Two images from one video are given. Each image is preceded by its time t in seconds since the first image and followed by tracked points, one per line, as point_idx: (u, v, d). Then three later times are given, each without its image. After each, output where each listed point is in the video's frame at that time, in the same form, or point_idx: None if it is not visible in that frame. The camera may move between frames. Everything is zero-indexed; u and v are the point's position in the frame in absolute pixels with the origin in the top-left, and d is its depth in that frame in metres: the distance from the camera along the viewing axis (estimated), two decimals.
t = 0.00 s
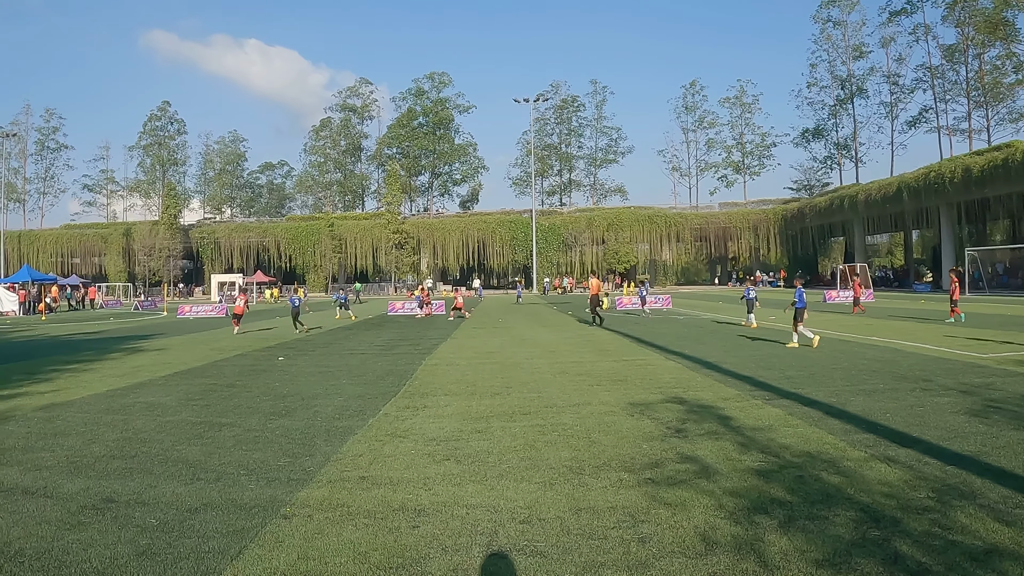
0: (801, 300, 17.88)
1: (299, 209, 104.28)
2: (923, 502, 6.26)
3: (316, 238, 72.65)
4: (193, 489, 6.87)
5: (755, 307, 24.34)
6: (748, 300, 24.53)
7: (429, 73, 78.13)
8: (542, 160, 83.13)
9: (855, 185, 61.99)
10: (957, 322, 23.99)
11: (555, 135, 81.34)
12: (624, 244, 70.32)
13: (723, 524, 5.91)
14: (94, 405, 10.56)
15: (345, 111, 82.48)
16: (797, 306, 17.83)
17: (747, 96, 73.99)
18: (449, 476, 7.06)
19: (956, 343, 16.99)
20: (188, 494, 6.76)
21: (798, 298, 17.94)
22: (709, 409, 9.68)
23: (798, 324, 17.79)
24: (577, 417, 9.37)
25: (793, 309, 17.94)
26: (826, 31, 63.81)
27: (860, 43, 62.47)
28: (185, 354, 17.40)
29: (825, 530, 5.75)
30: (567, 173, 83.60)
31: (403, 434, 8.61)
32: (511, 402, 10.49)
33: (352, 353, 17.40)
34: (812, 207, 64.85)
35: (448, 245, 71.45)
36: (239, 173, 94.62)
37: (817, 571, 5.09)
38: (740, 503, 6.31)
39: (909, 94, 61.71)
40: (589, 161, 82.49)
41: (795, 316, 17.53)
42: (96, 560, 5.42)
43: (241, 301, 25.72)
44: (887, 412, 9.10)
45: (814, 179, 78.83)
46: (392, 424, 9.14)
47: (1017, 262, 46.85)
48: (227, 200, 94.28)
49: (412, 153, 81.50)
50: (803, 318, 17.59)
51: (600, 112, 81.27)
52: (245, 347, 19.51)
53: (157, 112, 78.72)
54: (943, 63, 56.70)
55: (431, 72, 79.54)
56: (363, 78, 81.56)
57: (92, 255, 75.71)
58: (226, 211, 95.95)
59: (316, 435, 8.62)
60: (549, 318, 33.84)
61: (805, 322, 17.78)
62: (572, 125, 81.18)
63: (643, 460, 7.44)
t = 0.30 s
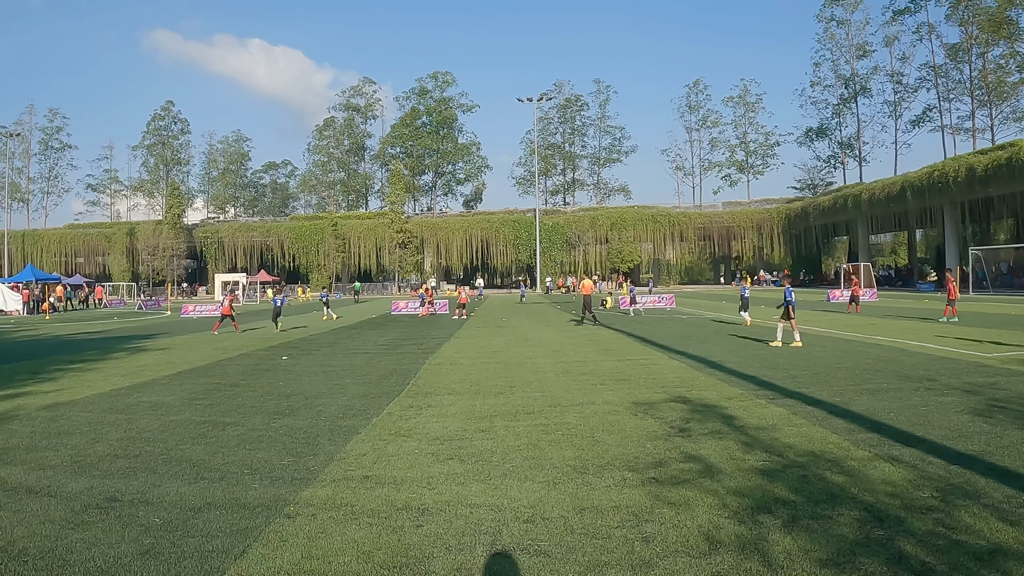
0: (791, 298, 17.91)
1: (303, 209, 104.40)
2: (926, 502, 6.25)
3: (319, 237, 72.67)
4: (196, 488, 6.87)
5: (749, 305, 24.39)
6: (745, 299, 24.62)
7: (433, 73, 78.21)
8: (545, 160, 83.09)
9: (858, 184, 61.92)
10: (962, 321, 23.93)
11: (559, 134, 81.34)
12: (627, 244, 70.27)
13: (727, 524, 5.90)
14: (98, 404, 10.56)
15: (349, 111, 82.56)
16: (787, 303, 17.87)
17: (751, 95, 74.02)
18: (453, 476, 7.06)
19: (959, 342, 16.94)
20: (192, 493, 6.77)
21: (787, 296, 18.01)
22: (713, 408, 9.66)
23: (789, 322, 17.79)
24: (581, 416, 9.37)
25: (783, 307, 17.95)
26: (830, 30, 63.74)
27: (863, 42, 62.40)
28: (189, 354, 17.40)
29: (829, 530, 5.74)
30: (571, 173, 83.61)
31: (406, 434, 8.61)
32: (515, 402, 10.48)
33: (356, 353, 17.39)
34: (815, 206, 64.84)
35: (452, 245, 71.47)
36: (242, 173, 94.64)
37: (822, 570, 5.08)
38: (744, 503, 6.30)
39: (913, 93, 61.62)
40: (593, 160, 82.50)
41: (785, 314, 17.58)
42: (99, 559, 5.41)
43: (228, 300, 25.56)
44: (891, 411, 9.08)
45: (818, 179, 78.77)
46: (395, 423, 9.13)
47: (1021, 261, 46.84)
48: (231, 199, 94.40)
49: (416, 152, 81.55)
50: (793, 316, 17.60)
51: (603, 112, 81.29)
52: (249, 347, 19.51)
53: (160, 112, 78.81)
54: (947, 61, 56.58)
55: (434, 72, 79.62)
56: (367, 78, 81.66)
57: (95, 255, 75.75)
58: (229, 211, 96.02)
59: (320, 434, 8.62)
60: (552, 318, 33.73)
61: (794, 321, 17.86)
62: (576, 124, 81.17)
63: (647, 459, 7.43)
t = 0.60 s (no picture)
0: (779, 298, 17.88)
1: (309, 209, 104.58)
2: (933, 502, 6.24)
3: (326, 237, 72.84)
4: (203, 488, 6.88)
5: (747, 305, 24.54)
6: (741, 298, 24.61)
7: (439, 73, 78.31)
8: (552, 160, 83.11)
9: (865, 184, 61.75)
10: (969, 321, 23.84)
11: (565, 134, 81.35)
12: (634, 243, 70.31)
13: (734, 524, 5.89)
14: (105, 404, 10.58)
15: (355, 111, 82.70)
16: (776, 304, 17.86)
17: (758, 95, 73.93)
18: (459, 475, 7.08)
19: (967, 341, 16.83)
20: (198, 493, 6.77)
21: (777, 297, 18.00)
22: (720, 408, 9.64)
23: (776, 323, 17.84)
24: (587, 416, 9.36)
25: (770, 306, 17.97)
26: (836, 29, 63.57)
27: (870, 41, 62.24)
28: (195, 354, 17.42)
29: (836, 530, 5.73)
30: (577, 172, 83.60)
31: (413, 434, 8.61)
32: (522, 402, 10.47)
33: (362, 353, 17.40)
34: (822, 206, 64.67)
35: (459, 245, 71.56)
36: (249, 173, 94.78)
37: (828, 571, 5.07)
38: (751, 502, 6.29)
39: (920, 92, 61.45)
40: (599, 160, 82.49)
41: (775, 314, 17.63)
42: (106, 559, 5.42)
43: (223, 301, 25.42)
44: (898, 411, 9.06)
45: (825, 178, 78.60)
46: (402, 423, 9.14)
47: None
48: (238, 199, 94.55)
49: (422, 152, 81.64)
50: (781, 316, 17.63)
51: (610, 111, 81.24)
52: (255, 347, 19.51)
53: (167, 112, 79.03)
54: (953, 60, 56.41)
55: (440, 72, 79.74)
56: (373, 78, 81.78)
57: (102, 255, 75.88)
58: (236, 211, 96.23)
59: (327, 434, 8.64)
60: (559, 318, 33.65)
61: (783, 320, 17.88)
62: (582, 124, 81.17)
63: (654, 459, 7.43)
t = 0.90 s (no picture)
0: (774, 297, 17.96)
1: (321, 208, 104.84)
2: (946, 502, 6.20)
3: (338, 237, 73.09)
4: (215, 486, 6.91)
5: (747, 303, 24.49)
6: (740, 296, 24.58)
7: (451, 72, 78.41)
8: (563, 159, 83.07)
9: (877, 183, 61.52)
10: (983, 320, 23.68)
11: (576, 133, 81.31)
12: (646, 242, 70.28)
13: (747, 523, 5.88)
14: (117, 403, 10.61)
15: (367, 110, 82.89)
16: (773, 304, 17.83)
17: (769, 93, 73.76)
18: (472, 475, 7.07)
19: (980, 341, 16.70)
20: (211, 491, 6.80)
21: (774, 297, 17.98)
22: (732, 408, 9.59)
23: (774, 322, 17.91)
24: (599, 416, 9.34)
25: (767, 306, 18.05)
26: (848, 27, 63.29)
27: (882, 39, 61.97)
28: (207, 353, 17.45)
29: (848, 529, 5.72)
30: (589, 171, 83.54)
31: (425, 433, 8.62)
32: (534, 401, 10.46)
33: (373, 352, 17.39)
34: (834, 204, 64.46)
35: (470, 244, 71.65)
36: (261, 172, 95.01)
37: (841, 570, 5.05)
38: (763, 502, 6.28)
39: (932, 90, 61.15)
40: (611, 158, 82.44)
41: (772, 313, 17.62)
42: (119, 557, 5.44)
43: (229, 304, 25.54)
44: (911, 410, 9.02)
45: (837, 177, 78.33)
46: (414, 422, 9.13)
47: None
48: (250, 199, 94.79)
49: (434, 152, 81.72)
50: (779, 315, 17.71)
51: (621, 110, 81.16)
52: (267, 346, 19.54)
53: (179, 112, 79.40)
54: (965, 58, 56.14)
55: (452, 71, 79.87)
56: (384, 77, 81.96)
57: (114, 254, 76.14)
58: (247, 210, 96.51)
59: (339, 433, 8.65)
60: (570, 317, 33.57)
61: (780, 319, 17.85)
62: (593, 123, 81.12)
63: (666, 458, 7.41)
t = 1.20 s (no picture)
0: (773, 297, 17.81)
1: (333, 209, 105.07)
2: (960, 503, 6.18)
3: (350, 237, 73.31)
4: (229, 485, 6.94)
5: (746, 304, 24.31)
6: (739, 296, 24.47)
7: (463, 72, 78.47)
8: (575, 159, 83.09)
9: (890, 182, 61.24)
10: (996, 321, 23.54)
11: (588, 133, 81.30)
12: (658, 243, 70.20)
13: (759, 523, 5.87)
14: (130, 403, 10.66)
15: (379, 111, 83.07)
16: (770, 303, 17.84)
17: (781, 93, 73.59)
18: (485, 475, 7.09)
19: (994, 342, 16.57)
20: (223, 491, 6.82)
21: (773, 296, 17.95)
22: (745, 408, 9.57)
23: (769, 322, 17.73)
24: (612, 416, 9.34)
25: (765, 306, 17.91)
26: (860, 26, 63.05)
27: (894, 39, 61.71)
28: (220, 353, 17.54)
29: (862, 530, 5.70)
30: (600, 171, 83.50)
31: (438, 433, 8.65)
32: (546, 401, 10.46)
33: (386, 352, 17.43)
34: (847, 204, 64.21)
35: (482, 244, 71.73)
36: (273, 173, 95.27)
37: (855, 572, 5.03)
38: (776, 502, 6.27)
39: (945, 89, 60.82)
40: (623, 159, 82.37)
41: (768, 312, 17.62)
42: (132, 556, 5.47)
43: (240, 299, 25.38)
44: (924, 411, 8.99)
45: (850, 176, 78.00)
46: (426, 422, 9.15)
47: None
48: (262, 199, 95.08)
49: (446, 152, 81.77)
50: (774, 315, 17.52)
51: (633, 110, 81.07)
52: (279, 346, 19.60)
53: (192, 113, 79.78)
54: (978, 57, 55.83)
55: (464, 72, 79.93)
56: (396, 78, 82.10)
57: (127, 255, 76.43)
58: (260, 211, 96.80)
59: (352, 433, 8.67)
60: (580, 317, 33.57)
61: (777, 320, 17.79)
62: (605, 123, 81.07)
63: (679, 459, 7.40)
